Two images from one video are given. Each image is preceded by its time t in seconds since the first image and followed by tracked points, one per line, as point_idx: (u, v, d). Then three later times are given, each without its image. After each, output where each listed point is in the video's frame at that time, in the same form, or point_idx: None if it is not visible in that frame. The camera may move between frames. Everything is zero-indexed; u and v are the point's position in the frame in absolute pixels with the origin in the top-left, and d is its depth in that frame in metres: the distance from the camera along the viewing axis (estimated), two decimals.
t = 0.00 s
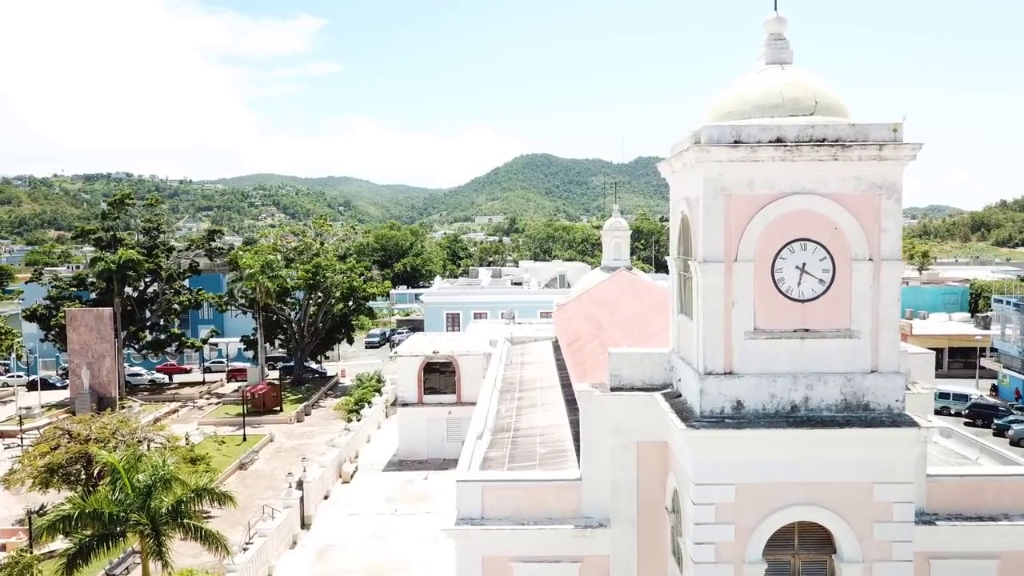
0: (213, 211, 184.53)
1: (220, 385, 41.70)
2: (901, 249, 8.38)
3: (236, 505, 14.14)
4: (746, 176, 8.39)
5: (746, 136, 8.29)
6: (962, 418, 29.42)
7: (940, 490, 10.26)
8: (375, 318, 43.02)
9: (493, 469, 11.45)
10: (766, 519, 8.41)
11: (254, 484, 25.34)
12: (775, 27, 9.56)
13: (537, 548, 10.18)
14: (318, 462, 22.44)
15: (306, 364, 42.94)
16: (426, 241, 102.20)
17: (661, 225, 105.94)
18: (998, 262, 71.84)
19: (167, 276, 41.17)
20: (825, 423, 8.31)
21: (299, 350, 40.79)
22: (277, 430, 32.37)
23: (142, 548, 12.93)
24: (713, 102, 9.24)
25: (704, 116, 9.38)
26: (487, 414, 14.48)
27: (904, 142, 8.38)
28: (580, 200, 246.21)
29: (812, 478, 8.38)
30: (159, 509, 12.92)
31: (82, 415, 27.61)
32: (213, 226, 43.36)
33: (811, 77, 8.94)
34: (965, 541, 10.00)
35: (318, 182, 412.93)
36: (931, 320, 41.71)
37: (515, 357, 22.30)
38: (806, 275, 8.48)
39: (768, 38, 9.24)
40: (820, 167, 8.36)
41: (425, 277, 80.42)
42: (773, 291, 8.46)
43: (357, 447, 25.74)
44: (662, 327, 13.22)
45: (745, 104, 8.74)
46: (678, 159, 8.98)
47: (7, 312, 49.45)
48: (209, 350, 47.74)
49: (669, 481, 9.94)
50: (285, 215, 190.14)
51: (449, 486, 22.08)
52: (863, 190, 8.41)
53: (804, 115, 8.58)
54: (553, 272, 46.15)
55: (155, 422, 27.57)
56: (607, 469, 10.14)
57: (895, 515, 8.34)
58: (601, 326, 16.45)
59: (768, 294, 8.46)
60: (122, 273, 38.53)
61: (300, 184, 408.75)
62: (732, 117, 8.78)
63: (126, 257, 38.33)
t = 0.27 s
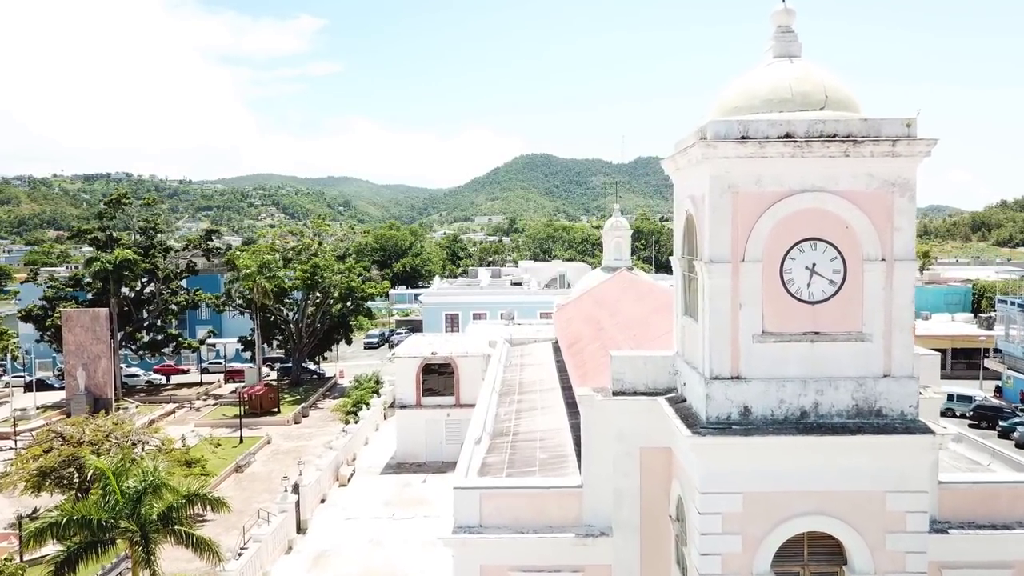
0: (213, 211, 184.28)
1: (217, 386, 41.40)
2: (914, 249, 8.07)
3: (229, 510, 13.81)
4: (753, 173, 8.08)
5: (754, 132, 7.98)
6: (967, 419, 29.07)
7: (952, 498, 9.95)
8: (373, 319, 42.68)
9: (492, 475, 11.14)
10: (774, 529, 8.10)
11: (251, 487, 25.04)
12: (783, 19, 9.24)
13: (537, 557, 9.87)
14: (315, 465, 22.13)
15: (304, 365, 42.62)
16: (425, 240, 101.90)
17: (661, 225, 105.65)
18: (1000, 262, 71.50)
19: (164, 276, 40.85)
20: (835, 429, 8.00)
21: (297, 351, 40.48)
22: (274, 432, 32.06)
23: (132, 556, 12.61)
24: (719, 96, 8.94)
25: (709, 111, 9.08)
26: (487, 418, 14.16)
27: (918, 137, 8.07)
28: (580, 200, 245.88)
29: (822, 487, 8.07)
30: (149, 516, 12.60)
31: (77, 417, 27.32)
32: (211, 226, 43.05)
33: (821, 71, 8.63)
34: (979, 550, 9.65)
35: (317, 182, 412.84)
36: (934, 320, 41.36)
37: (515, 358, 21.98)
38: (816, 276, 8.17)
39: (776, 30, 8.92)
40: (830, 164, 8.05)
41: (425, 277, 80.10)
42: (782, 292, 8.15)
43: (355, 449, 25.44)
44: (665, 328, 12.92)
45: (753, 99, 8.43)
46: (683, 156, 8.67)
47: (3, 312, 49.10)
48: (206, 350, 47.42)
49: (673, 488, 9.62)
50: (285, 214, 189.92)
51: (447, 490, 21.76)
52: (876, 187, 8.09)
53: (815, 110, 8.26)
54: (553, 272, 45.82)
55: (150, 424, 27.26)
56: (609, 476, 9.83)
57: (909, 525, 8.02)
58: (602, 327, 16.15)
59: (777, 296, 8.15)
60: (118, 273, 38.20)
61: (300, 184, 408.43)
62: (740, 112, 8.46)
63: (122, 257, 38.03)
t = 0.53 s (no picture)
0: (213, 211, 184.02)
1: (214, 387, 41.12)
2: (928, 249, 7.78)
3: (223, 516, 13.52)
4: (761, 170, 7.80)
5: (761, 128, 7.71)
6: (971, 421, 28.77)
7: (964, 506, 9.66)
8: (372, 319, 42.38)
9: (491, 482, 10.85)
10: (782, 540, 7.82)
11: (247, 490, 24.77)
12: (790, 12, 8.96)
13: (537, 567, 9.59)
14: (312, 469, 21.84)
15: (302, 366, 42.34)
16: (425, 240, 101.63)
17: (660, 225, 105.11)
18: (1000, 262, 71.25)
19: (161, 276, 40.56)
20: (846, 436, 7.71)
21: (295, 352, 40.19)
22: (272, 434, 31.77)
23: (122, 564, 12.32)
24: (725, 91, 8.66)
25: (714, 107, 8.80)
26: (486, 422, 13.89)
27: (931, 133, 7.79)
28: (580, 200, 245.69)
29: (832, 496, 7.79)
30: (140, 523, 12.33)
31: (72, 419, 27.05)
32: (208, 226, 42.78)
33: (830, 66, 8.35)
34: (994, 560, 9.30)
35: (317, 182, 412.59)
36: (936, 321, 41.06)
37: (514, 360, 21.70)
38: (826, 277, 7.89)
39: (783, 24, 8.64)
40: (841, 161, 7.76)
41: (425, 277, 79.82)
42: (790, 294, 7.86)
43: (353, 451, 25.15)
44: (668, 330, 12.65)
45: (761, 94, 8.14)
46: (688, 153, 8.39)
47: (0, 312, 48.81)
48: (204, 351, 47.14)
49: (677, 496, 9.34)
50: (285, 215, 189.69)
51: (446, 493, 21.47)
52: (888, 185, 7.81)
53: (824, 105, 7.98)
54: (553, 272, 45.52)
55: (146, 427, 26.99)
56: (611, 483, 9.54)
57: (922, 535, 7.74)
58: (603, 330, 15.89)
59: (785, 298, 7.87)
60: (115, 273, 37.93)
61: (300, 185, 408.40)
62: (746, 107, 8.18)
63: (119, 257, 37.77)
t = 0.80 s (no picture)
0: (212, 211, 183.72)
1: (212, 388, 40.80)
2: (945, 250, 7.43)
3: (214, 523, 13.18)
4: (771, 167, 7.46)
5: (771, 123, 7.37)
6: (976, 424, 28.43)
7: (980, 515, 9.31)
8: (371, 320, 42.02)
9: (489, 490, 10.51)
10: (794, 553, 7.48)
11: (244, 493, 24.47)
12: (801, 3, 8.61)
13: None
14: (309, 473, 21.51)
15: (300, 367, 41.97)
16: (425, 241, 101.33)
17: (661, 225, 104.81)
18: (1002, 262, 70.93)
19: (158, 277, 40.20)
20: (861, 445, 7.36)
21: (292, 353, 39.84)
22: (269, 436, 31.44)
23: (110, 573, 12.00)
24: (732, 85, 8.31)
25: (721, 101, 8.46)
26: (484, 428, 13.54)
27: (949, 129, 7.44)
28: (580, 200, 245.40)
29: (846, 508, 7.44)
30: (129, 531, 12.00)
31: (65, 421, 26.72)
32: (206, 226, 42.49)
33: (842, 58, 8.00)
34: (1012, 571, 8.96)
35: (317, 182, 412.50)
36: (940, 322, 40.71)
37: (514, 362, 21.34)
38: (839, 278, 7.54)
39: (794, 15, 8.29)
40: (856, 157, 7.42)
41: (424, 278, 79.44)
42: (801, 296, 7.53)
43: (350, 454, 24.79)
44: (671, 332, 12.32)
45: (771, 87, 7.80)
46: (694, 149, 8.07)
47: None
48: (202, 352, 46.83)
49: (682, 505, 8.99)
50: (285, 215, 189.47)
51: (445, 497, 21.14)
52: (904, 182, 7.46)
53: (837, 99, 7.63)
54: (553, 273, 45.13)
55: (141, 429, 26.66)
56: (614, 492, 9.20)
57: (941, 549, 7.40)
58: (604, 332, 15.56)
59: (796, 300, 7.53)
60: (110, 274, 37.57)
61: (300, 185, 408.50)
62: (756, 101, 7.83)
63: (115, 257, 37.49)
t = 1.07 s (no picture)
0: (212, 211, 183.47)
1: (209, 389, 40.50)
2: (963, 250, 7.13)
3: (206, 530, 12.87)
4: (781, 163, 7.16)
5: (781, 118, 7.07)
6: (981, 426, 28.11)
7: (995, 524, 9.01)
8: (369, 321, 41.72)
9: (487, 497, 10.21)
10: (805, 566, 7.19)
11: (240, 497, 24.19)
12: None
13: None
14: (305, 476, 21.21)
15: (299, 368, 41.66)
16: (424, 241, 101.01)
17: (661, 225, 104.47)
18: (1004, 262, 70.58)
19: (155, 278, 39.88)
20: (875, 454, 7.06)
21: (290, 354, 39.51)
22: (266, 438, 31.15)
23: None
24: (740, 79, 8.01)
25: (728, 96, 8.17)
26: (482, 432, 13.25)
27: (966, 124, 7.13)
28: (580, 200, 245.05)
29: (859, 519, 7.14)
30: (118, 538, 11.71)
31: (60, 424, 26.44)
32: (203, 226, 42.11)
33: (854, 51, 7.69)
34: None
35: (317, 182, 412.23)
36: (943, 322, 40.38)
37: (513, 364, 21.04)
38: (852, 280, 7.24)
39: (804, 7, 7.99)
40: (869, 154, 7.11)
41: (423, 278, 79.10)
42: (812, 298, 7.23)
43: (347, 457, 24.49)
44: (673, 333, 12.01)
45: (780, 81, 7.50)
46: (700, 145, 7.76)
47: None
48: (200, 353, 46.54)
49: (687, 514, 8.69)
50: (285, 215, 189.25)
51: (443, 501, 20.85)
52: (919, 180, 7.16)
53: (849, 94, 7.33)
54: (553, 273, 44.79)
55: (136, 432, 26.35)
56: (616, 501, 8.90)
57: (958, 561, 7.10)
58: (606, 334, 15.26)
59: (807, 302, 7.23)
60: (107, 275, 37.26)
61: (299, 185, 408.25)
62: (764, 96, 7.53)
63: (111, 257, 37.03)
